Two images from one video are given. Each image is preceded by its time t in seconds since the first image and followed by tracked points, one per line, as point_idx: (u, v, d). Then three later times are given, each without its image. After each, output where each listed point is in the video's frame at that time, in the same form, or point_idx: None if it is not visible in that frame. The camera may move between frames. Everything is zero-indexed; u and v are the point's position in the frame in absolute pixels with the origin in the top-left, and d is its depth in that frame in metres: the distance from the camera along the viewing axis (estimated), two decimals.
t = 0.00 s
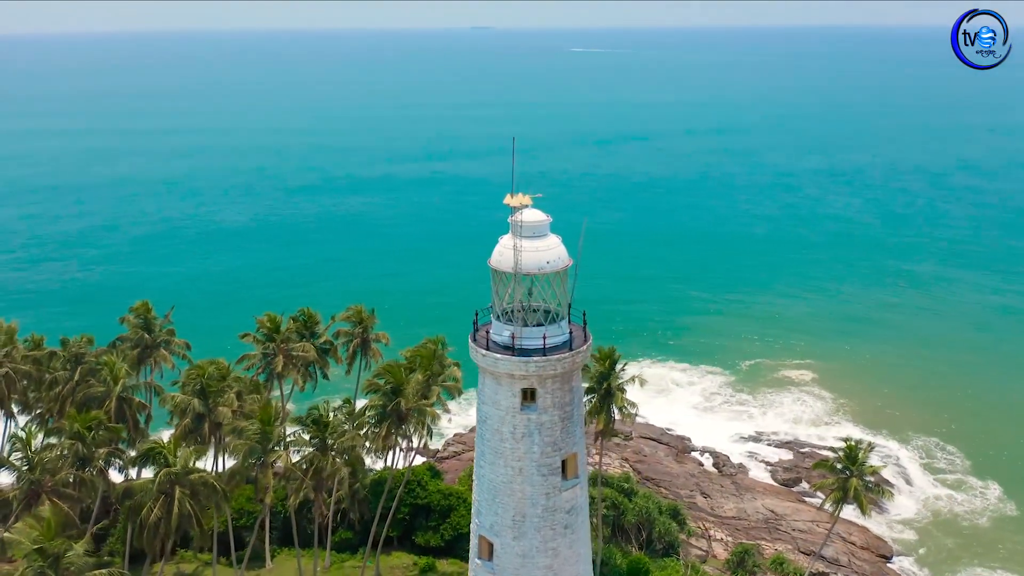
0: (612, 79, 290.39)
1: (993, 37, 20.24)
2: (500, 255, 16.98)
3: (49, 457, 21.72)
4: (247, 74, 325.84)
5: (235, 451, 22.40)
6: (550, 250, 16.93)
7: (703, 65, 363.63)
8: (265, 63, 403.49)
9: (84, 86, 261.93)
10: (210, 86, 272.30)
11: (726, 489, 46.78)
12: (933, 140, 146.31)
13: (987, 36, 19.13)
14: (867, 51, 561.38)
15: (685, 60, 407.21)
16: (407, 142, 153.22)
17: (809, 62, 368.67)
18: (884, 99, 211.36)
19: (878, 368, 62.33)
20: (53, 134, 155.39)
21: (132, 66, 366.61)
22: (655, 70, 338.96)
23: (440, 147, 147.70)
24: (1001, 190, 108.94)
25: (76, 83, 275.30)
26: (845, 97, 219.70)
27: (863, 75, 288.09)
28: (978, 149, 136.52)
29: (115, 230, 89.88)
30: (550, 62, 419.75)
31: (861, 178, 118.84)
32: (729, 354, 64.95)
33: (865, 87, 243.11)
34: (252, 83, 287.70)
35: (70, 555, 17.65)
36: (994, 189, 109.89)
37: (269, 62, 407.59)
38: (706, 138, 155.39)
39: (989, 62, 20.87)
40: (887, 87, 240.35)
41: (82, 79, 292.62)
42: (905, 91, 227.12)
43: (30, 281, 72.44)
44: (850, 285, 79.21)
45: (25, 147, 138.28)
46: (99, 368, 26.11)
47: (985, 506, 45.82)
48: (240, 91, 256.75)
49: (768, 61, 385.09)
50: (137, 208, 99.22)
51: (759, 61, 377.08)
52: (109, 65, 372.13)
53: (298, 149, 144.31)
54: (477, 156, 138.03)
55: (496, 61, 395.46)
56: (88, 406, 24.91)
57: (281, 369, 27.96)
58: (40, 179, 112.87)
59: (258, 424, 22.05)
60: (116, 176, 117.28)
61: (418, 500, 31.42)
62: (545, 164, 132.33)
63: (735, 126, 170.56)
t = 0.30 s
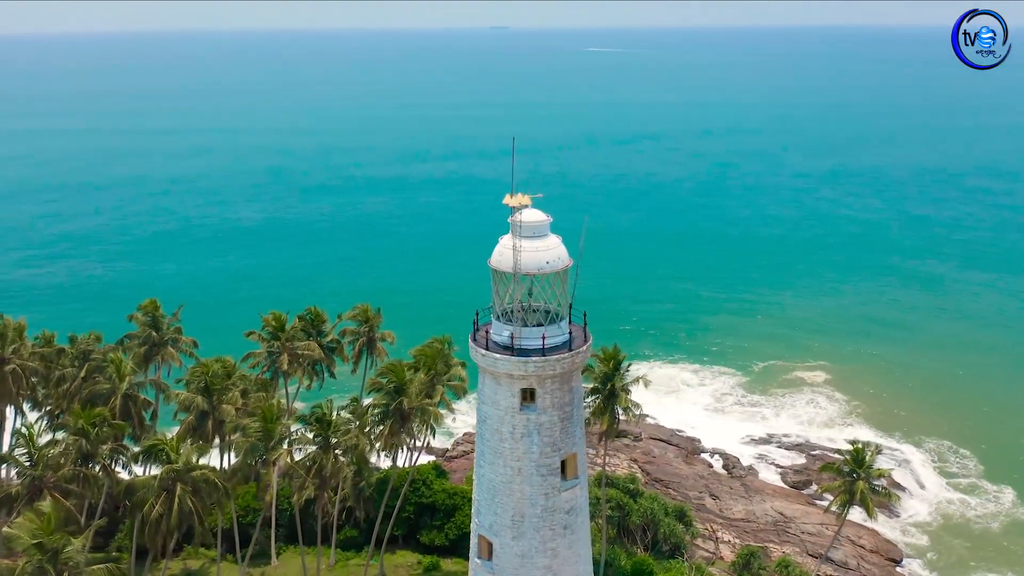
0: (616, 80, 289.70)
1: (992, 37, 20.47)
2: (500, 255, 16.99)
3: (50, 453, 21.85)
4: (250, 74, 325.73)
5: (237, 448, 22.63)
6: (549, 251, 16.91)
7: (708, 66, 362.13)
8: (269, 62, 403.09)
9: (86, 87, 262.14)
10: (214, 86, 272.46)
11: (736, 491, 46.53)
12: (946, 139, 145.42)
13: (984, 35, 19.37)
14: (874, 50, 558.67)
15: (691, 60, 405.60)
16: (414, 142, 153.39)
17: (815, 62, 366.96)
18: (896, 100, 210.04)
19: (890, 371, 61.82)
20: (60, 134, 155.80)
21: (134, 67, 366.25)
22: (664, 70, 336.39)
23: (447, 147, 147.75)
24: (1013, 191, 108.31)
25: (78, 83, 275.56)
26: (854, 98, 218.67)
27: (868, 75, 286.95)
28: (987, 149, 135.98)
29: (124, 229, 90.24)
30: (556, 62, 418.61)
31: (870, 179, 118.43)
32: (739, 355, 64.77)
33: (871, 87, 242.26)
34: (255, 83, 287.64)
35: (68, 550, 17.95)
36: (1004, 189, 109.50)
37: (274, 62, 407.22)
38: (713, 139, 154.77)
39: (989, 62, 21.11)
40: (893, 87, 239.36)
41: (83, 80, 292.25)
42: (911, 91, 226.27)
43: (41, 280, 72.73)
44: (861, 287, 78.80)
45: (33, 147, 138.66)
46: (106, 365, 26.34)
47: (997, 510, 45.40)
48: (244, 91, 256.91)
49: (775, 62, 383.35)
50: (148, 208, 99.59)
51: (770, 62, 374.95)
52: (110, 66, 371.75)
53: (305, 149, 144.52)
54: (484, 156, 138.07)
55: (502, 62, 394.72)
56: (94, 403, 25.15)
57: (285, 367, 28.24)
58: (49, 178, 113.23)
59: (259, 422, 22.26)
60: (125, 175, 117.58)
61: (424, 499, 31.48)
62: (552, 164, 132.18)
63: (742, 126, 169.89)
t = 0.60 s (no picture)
0: (619, 80, 288.62)
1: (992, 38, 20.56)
2: (500, 255, 17.03)
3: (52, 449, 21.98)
4: (250, 74, 324.24)
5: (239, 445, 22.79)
6: (549, 251, 16.90)
7: (712, 65, 360.56)
8: (272, 62, 401.17)
9: (85, 87, 260.80)
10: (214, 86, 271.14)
11: (746, 493, 46.30)
12: (960, 141, 144.28)
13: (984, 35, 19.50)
14: (881, 50, 556.07)
15: (697, 60, 403.53)
16: (420, 141, 153.21)
17: (821, 62, 365.08)
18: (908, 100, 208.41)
19: (902, 373, 61.30)
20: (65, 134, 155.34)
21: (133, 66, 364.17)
22: (674, 70, 334.43)
23: (454, 146, 147.54)
24: None
25: (77, 83, 274.37)
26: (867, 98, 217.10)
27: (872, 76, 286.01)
28: (995, 150, 135.63)
29: (132, 229, 90.11)
30: (561, 61, 416.64)
31: (878, 179, 117.97)
32: (750, 356, 64.42)
33: (883, 88, 240.51)
34: (256, 83, 286.26)
35: (67, 545, 18.14)
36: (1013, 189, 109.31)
37: (278, 62, 405.48)
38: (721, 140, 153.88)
39: (988, 62, 21.25)
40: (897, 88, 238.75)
41: (81, 79, 290.30)
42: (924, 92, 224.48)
43: (50, 280, 72.62)
44: (872, 288, 78.26)
45: (39, 147, 138.27)
46: (111, 362, 26.55)
47: (1011, 515, 44.89)
48: (246, 91, 255.90)
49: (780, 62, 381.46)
50: (156, 208, 99.52)
51: (782, 62, 372.09)
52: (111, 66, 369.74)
53: (312, 149, 144.28)
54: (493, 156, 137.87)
55: (506, 62, 392.87)
56: (100, 399, 25.37)
57: (290, 365, 28.40)
58: (56, 178, 112.96)
59: (262, 419, 22.45)
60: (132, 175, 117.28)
61: (429, 498, 31.57)
62: (560, 164, 131.78)
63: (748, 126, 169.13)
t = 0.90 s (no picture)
0: (623, 80, 288.19)
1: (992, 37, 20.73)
2: (500, 255, 17.07)
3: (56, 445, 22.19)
4: (255, 74, 324.67)
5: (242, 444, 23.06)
6: (549, 252, 16.90)
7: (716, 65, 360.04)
8: (278, 62, 401.38)
9: (90, 87, 261.59)
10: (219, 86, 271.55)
11: (755, 496, 46.07)
12: (973, 142, 143.35)
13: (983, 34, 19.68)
14: (873, 46, 550.30)
15: (703, 60, 402.11)
16: (429, 141, 153.42)
17: (827, 63, 363.67)
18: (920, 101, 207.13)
19: (914, 375, 60.76)
20: (74, 133, 155.91)
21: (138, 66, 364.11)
22: (684, 70, 333.16)
23: (461, 146, 147.52)
24: None
25: (83, 83, 275.32)
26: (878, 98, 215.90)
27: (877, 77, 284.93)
28: (1006, 150, 134.93)
29: (142, 229, 90.39)
30: (567, 61, 416.02)
31: (887, 180, 117.48)
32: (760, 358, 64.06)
33: (894, 88, 239.16)
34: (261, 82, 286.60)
35: (67, 540, 18.38)
36: None
37: (284, 62, 405.73)
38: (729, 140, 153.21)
39: (988, 61, 21.44)
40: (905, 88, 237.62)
41: (87, 79, 290.48)
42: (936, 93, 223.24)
43: (62, 280, 72.95)
44: (883, 289, 77.77)
45: (49, 146, 138.68)
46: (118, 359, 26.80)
47: None
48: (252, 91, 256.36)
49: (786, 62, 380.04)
50: (167, 207, 99.83)
51: (792, 62, 369.93)
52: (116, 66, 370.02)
53: (320, 149, 144.55)
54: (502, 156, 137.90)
55: (513, 62, 391.36)
56: (106, 396, 25.63)
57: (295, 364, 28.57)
58: (66, 177, 113.51)
59: (265, 417, 22.65)
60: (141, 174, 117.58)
61: (433, 498, 31.65)
62: (570, 164, 131.65)
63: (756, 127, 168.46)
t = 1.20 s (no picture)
0: (628, 81, 287.15)
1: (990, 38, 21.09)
2: (499, 255, 17.10)
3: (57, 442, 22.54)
4: (259, 74, 324.24)
5: (244, 442, 23.27)
6: (548, 252, 16.89)
7: (721, 65, 358.80)
8: (282, 62, 400.35)
9: (93, 87, 261.50)
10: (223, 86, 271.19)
11: (764, 498, 45.83)
12: (986, 143, 142.22)
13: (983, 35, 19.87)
14: (884, 46, 546.22)
15: (710, 60, 400.54)
16: (437, 141, 153.34)
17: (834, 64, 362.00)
18: (932, 103, 205.57)
19: (928, 378, 60.16)
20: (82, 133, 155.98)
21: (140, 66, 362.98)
22: (693, 70, 331.21)
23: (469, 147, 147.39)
24: None
25: (85, 83, 275.32)
26: (889, 99, 214.58)
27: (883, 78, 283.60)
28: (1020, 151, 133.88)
29: (152, 229, 90.66)
30: (574, 61, 414.61)
31: (897, 181, 116.86)
32: (772, 360, 63.63)
33: (906, 90, 237.57)
34: (264, 82, 286.24)
35: (65, 535, 18.59)
36: None
37: (289, 62, 404.81)
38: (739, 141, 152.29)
39: (988, 62, 21.68)
40: (916, 90, 235.82)
41: (93, 79, 289.92)
42: (947, 94, 221.73)
43: (73, 279, 73.02)
44: (895, 291, 77.21)
45: (58, 146, 138.79)
46: (125, 357, 27.09)
47: None
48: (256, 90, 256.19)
49: (794, 62, 378.18)
50: (178, 207, 99.99)
51: (803, 63, 367.19)
52: (118, 65, 369.22)
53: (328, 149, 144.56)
54: (511, 157, 137.72)
55: (521, 62, 389.38)
56: (113, 393, 25.94)
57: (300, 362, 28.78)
58: (77, 177, 113.92)
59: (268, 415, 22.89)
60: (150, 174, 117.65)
61: (438, 497, 31.74)
62: (579, 165, 131.34)
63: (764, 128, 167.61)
